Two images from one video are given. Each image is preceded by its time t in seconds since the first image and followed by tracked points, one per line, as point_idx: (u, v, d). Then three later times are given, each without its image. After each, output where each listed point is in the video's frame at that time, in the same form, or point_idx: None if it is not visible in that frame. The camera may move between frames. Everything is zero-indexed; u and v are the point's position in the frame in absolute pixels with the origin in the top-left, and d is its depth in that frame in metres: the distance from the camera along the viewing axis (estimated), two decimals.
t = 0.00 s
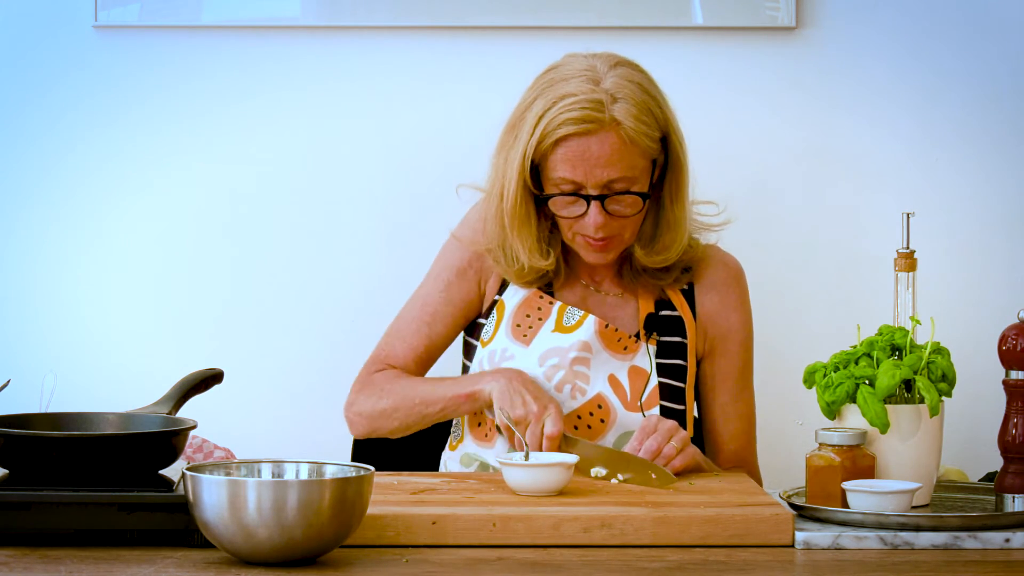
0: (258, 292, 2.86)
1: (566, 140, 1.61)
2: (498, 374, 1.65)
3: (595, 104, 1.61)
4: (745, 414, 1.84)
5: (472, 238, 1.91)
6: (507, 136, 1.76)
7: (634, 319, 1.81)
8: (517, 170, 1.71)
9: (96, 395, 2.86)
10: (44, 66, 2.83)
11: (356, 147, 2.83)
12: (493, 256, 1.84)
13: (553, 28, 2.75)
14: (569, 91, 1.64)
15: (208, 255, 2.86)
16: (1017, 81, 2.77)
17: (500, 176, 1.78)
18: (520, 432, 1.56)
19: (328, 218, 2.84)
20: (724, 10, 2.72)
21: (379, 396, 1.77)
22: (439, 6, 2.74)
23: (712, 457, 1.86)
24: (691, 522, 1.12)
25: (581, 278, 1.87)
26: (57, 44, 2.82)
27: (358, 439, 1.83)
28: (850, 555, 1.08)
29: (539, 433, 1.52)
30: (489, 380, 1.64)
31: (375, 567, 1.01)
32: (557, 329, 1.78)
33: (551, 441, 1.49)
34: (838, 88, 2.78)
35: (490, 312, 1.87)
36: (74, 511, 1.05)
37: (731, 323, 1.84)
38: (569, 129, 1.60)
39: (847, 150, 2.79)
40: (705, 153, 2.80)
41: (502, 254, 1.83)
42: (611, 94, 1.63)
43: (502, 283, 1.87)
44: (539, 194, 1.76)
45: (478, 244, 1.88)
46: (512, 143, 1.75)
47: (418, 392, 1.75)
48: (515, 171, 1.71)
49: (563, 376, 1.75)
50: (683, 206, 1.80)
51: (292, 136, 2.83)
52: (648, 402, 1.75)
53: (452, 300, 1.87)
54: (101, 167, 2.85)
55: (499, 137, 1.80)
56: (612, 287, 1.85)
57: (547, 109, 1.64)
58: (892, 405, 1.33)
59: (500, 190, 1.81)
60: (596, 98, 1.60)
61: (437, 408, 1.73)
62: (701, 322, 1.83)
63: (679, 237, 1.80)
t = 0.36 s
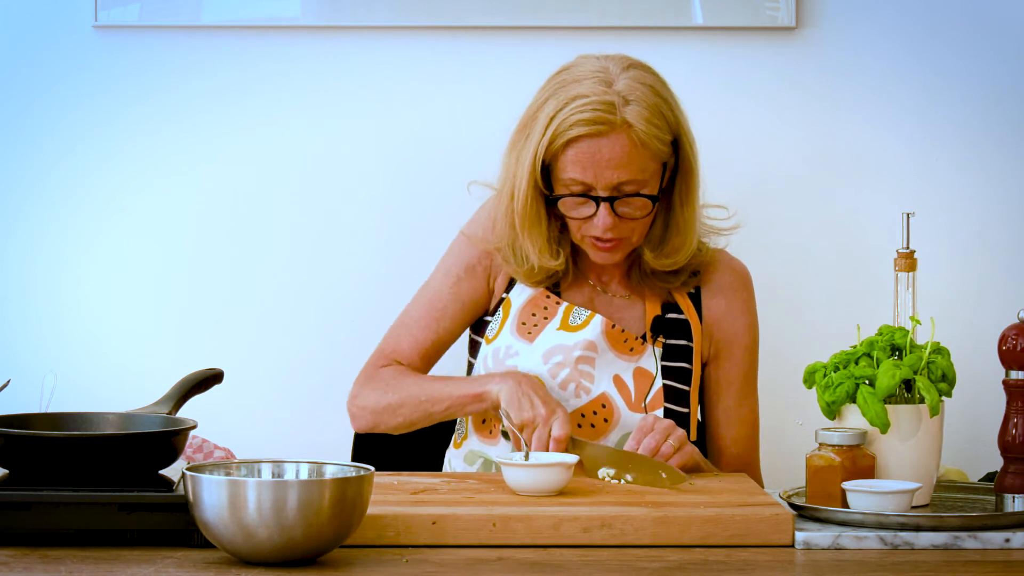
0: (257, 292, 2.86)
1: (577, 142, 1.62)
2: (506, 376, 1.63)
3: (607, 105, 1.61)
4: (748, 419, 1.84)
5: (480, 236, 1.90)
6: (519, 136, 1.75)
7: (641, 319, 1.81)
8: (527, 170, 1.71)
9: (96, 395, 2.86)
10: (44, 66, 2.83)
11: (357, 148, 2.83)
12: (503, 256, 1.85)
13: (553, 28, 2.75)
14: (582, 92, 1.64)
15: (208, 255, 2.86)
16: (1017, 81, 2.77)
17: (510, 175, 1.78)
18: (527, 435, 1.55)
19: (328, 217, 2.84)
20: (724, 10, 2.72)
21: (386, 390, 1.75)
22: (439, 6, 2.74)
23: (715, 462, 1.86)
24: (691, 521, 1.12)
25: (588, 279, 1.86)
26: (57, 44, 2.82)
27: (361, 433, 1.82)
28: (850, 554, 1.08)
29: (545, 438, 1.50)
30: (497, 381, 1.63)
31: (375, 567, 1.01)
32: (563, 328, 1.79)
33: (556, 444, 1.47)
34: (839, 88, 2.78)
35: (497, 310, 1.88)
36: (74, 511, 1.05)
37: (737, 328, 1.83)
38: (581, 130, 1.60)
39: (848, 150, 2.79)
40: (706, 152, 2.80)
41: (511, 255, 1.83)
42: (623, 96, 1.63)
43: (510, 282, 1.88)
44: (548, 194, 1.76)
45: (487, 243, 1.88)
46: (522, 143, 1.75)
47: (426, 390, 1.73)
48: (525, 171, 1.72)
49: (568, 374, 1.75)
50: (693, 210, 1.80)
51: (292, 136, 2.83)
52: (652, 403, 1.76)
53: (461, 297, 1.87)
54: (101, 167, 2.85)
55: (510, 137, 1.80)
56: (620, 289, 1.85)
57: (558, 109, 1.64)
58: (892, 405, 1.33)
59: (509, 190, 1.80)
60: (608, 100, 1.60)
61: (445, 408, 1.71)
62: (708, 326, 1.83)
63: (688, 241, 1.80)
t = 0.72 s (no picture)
0: (257, 292, 2.86)
1: (579, 140, 1.61)
2: (511, 381, 1.63)
3: (610, 105, 1.60)
4: (748, 420, 1.83)
5: (480, 237, 1.90)
6: (521, 136, 1.75)
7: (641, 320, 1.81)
8: (529, 169, 1.71)
9: (97, 395, 2.86)
10: (44, 66, 2.83)
11: (357, 148, 2.83)
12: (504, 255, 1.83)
13: (553, 29, 2.75)
14: (584, 91, 1.64)
15: (208, 255, 2.86)
16: (1017, 81, 2.77)
17: (513, 175, 1.78)
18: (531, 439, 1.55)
19: (328, 217, 2.84)
20: (724, 10, 2.72)
21: (388, 399, 1.75)
22: (439, 6, 2.74)
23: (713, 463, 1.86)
24: (691, 521, 1.12)
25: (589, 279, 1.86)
26: (57, 44, 2.82)
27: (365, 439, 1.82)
28: (850, 554, 1.08)
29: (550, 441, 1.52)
30: (501, 387, 1.63)
31: (375, 567, 1.01)
32: (561, 327, 1.79)
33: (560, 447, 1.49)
34: (839, 88, 2.78)
35: (496, 309, 1.87)
36: (74, 512, 1.05)
37: (737, 330, 1.83)
38: (583, 129, 1.60)
39: (847, 150, 2.79)
40: (706, 152, 2.80)
41: (514, 253, 1.82)
42: (625, 96, 1.63)
43: (510, 281, 1.87)
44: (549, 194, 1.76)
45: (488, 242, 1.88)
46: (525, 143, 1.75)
47: (430, 396, 1.73)
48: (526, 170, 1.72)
49: (566, 373, 1.76)
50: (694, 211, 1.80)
51: (292, 136, 2.83)
52: (651, 403, 1.76)
53: (463, 297, 1.86)
54: (101, 167, 2.85)
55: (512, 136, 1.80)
56: (620, 289, 1.85)
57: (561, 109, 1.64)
58: (892, 405, 1.33)
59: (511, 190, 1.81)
60: (611, 99, 1.60)
61: (448, 413, 1.71)
62: (708, 327, 1.83)
63: (688, 242, 1.80)
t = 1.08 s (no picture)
0: (257, 292, 2.86)
1: (573, 139, 1.62)
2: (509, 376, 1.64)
3: (602, 102, 1.61)
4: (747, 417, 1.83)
5: (479, 239, 1.90)
6: (514, 136, 1.75)
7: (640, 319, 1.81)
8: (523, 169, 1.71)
9: (97, 395, 2.86)
10: (44, 66, 2.83)
11: (357, 148, 2.83)
12: (503, 256, 1.84)
13: (552, 29, 2.75)
14: (577, 89, 1.64)
15: (208, 255, 2.86)
16: (1017, 81, 2.78)
17: (507, 176, 1.78)
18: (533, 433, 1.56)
19: (328, 217, 2.84)
20: (724, 10, 2.72)
21: (387, 400, 1.76)
22: (438, 6, 2.74)
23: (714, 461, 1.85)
24: (691, 521, 1.12)
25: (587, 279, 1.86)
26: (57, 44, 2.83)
27: (366, 444, 1.82)
28: (850, 555, 1.08)
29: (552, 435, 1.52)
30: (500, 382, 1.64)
31: (375, 567, 1.01)
32: (559, 328, 1.78)
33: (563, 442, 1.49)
34: (838, 88, 2.78)
35: (494, 309, 1.87)
36: (74, 511, 1.05)
37: (734, 325, 1.83)
38: (576, 127, 1.61)
39: (847, 150, 2.79)
40: (706, 152, 2.80)
41: (511, 254, 1.83)
42: (618, 93, 1.63)
43: (509, 282, 1.87)
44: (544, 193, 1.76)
45: (486, 244, 1.88)
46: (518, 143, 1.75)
47: (429, 396, 1.73)
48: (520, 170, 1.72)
49: (565, 373, 1.75)
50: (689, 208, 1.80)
51: (292, 136, 2.83)
52: (651, 402, 1.76)
53: (462, 300, 1.86)
54: (101, 167, 2.85)
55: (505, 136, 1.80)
56: (618, 289, 1.85)
57: (553, 107, 1.64)
58: (892, 405, 1.33)
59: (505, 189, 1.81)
60: (603, 96, 1.60)
61: (448, 412, 1.72)
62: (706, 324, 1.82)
63: (684, 239, 1.80)
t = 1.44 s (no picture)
0: (257, 292, 2.86)
1: (547, 138, 1.63)
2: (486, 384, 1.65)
3: (574, 98, 1.63)
4: (759, 392, 1.86)
5: (456, 249, 1.92)
6: (488, 141, 1.77)
7: (626, 316, 1.83)
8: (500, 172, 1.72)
9: (96, 395, 2.86)
10: (44, 66, 2.83)
11: (357, 148, 2.83)
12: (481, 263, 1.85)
13: (553, 29, 2.75)
14: (546, 89, 1.66)
15: (208, 255, 2.86)
16: (1017, 82, 2.78)
17: (483, 181, 1.80)
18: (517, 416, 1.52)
19: (328, 217, 2.84)
20: (725, 10, 2.71)
21: (372, 412, 1.78)
22: (439, 6, 2.74)
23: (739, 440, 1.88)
24: (691, 522, 1.12)
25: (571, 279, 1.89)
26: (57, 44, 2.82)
27: (353, 456, 1.84)
28: (850, 555, 1.08)
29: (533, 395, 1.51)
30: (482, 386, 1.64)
31: (375, 567, 1.01)
32: (550, 333, 1.78)
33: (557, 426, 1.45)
34: (837, 88, 2.78)
35: (481, 320, 1.87)
36: (74, 511, 1.05)
37: (724, 305, 1.87)
38: (551, 126, 1.63)
39: (846, 150, 2.79)
40: (706, 152, 2.80)
41: (489, 259, 1.84)
42: (588, 89, 1.66)
43: (492, 292, 1.89)
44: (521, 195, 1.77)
45: (463, 254, 1.90)
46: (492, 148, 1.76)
47: (410, 406, 1.75)
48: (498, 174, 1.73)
49: (559, 378, 1.75)
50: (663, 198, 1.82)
51: (292, 136, 2.83)
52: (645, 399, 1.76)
53: (440, 313, 1.88)
54: (101, 167, 2.85)
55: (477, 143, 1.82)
56: (603, 286, 1.87)
57: (525, 109, 1.66)
58: (892, 405, 1.33)
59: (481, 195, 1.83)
60: (575, 93, 1.63)
61: (429, 422, 1.73)
62: (694, 311, 1.86)
63: (660, 227, 1.82)
